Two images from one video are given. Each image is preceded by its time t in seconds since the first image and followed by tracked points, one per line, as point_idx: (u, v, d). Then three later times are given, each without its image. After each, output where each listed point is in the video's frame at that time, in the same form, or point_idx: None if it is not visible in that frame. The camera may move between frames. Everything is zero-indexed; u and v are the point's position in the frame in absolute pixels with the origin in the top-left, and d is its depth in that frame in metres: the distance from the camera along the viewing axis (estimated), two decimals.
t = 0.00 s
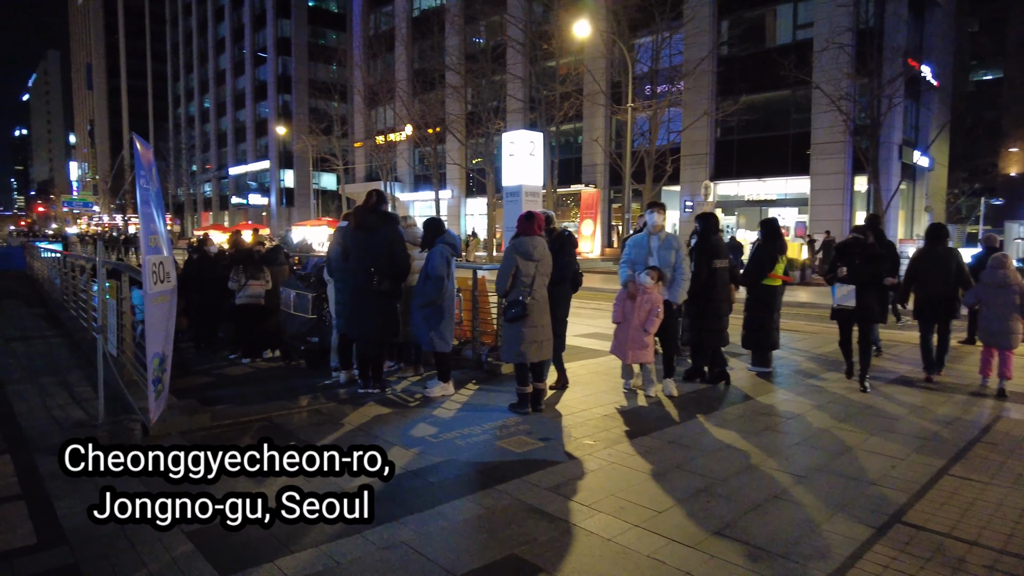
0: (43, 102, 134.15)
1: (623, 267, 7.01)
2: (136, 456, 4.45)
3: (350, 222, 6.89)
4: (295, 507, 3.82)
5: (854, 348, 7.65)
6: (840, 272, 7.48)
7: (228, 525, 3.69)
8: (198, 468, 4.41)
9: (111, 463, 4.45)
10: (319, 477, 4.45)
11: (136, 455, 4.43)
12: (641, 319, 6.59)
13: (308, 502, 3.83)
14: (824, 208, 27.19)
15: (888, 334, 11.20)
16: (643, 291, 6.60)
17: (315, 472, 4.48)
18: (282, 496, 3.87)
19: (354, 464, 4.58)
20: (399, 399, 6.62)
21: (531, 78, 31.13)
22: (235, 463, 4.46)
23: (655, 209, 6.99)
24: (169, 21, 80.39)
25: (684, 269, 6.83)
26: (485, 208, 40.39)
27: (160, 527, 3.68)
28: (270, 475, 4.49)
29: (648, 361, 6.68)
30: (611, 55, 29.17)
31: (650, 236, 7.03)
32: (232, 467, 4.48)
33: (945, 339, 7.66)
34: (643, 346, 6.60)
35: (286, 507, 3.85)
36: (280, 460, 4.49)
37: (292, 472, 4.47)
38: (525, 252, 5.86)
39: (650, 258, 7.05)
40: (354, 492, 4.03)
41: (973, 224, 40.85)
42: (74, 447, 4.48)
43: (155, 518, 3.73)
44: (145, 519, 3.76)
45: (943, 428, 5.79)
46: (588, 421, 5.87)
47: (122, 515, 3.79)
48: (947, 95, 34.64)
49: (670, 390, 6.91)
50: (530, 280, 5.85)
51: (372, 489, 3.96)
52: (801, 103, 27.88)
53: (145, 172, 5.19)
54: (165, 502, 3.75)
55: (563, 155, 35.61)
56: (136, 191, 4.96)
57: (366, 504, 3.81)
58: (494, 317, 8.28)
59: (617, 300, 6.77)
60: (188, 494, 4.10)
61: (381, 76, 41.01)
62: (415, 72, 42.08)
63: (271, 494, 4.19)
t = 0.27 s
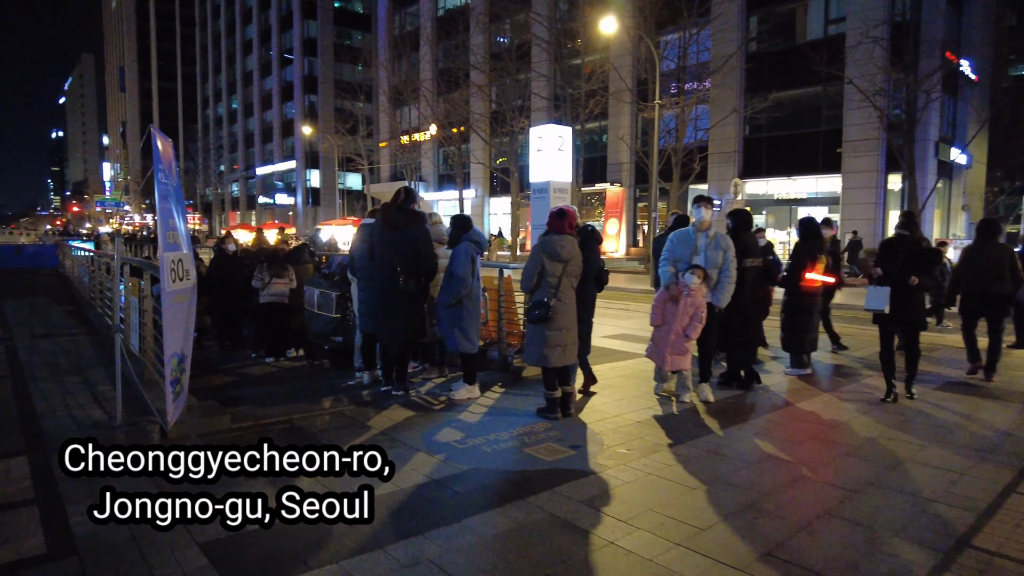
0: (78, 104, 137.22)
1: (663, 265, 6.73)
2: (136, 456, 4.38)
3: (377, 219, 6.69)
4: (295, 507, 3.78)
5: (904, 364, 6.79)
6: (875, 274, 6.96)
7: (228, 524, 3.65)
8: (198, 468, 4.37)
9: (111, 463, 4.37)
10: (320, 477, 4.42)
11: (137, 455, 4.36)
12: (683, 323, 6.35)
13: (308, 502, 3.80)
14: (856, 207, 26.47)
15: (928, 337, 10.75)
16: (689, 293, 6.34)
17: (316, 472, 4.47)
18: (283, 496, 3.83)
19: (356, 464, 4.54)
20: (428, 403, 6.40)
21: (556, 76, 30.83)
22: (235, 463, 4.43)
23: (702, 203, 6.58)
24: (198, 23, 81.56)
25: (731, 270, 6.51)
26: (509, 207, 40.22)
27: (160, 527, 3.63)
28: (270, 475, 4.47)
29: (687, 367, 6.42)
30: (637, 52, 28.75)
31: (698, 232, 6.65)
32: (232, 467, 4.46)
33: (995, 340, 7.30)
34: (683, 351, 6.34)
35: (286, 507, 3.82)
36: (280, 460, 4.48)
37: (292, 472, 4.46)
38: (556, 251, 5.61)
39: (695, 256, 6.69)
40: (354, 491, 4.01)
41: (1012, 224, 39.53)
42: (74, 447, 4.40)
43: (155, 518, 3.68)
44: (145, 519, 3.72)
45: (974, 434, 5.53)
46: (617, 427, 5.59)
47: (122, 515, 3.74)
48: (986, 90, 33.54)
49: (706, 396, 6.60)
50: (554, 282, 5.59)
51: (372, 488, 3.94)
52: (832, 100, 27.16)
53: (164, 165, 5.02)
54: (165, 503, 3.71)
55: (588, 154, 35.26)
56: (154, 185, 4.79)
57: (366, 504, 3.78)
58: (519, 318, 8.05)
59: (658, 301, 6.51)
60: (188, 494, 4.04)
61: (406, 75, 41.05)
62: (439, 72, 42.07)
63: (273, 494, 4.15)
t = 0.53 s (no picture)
0: (106, 104, 139.35)
1: (691, 269, 6.43)
2: (136, 455, 4.41)
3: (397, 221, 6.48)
4: (295, 507, 3.82)
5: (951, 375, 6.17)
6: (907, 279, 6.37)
7: (228, 524, 3.70)
8: (198, 468, 4.39)
9: (111, 463, 4.41)
10: (319, 477, 4.48)
11: (137, 455, 4.39)
12: (717, 330, 6.07)
13: (308, 502, 3.84)
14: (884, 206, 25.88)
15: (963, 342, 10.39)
16: (719, 297, 6.06)
17: (316, 472, 4.53)
18: (283, 496, 3.86)
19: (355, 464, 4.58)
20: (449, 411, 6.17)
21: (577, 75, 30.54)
22: (235, 463, 4.48)
23: (732, 204, 6.31)
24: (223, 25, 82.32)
25: (762, 276, 6.21)
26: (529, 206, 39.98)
27: (160, 527, 3.68)
28: (270, 475, 4.51)
29: (719, 375, 6.15)
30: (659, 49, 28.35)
31: (729, 235, 6.36)
32: (232, 467, 4.50)
33: None
34: (717, 359, 6.06)
35: (286, 506, 3.85)
36: (279, 460, 4.51)
37: (292, 472, 4.51)
38: (583, 254, 5.36)
39: (725, 259, 6.38)
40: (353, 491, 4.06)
41: None
42: (74, 447, 4.46)
43: (156, 518, 3.73)
44: (145, 518, 3.76)
45: (985, 441, 5.44)
46: (643, 439, 5.35)
47: (123, 514, 3.79)
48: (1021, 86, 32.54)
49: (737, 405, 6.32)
50: (583, 286, 5.36)
51: (372, 488, 3.99)
52: (860, 97, 26.53)
53: (177, 165, 4.88)
54: (165, 502, 3.75)
55: (608, 153, 34.92)
56: (167, 186, 4.64)
57: (366, 504, 3.83)
58: (543, 322, 7.77)
59: (687, 306, 6.23)
60: (187, 494, 4.09)
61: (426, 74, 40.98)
62: (460, 71, 41.91)
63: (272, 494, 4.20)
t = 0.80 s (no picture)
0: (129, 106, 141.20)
1: (703, 271, 6.14)
2: (136, 455, 4.32)
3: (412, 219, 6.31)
4: (295, 508, 3.77)
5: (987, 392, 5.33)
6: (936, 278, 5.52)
7: (228, 525, 3.65)
8: (198, 468, 4.25)
9: (110, 463, 4.32)
10: (319, 478, 4.47)
11: (137, 455, 4.30)
12: (739, 330, 5.81)
13: (308, 503, 3.78)
14: (910, 204, 25.24)
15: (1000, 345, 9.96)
16: (734, 297, 5.79)
17: (316, 473, 4.52)
18: (282, 496, 3.82)
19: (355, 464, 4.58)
20: (464, 415, 5.96)
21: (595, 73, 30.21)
22: (235, 463, 4.39)
23: (740, 201, 5.93)
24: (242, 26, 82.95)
25: (778, 273, 5.90)
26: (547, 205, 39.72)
27: (160, 527, 3.63)
28: (270, 475, 4.48)
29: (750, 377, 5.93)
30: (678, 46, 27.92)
31: (738, 234, 6.01)
32: (232, 467, 4.39)
33: None
34: (744, 361, 5.80)
35: (286, 507, 3.80)
36: (280, 460, 4.48)
37: (292, 472, 4.48)
38: (607, 252, 5.13)
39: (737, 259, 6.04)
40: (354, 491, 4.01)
41: None
42: (74, 447, 4.39)
43: (155, 519, 3.68)
44: (145, 518, 3.71)
45: (1011, 447, 5.23)
46: (669, 449, 5.09)
47: (122, 515, 3.73)
48: None
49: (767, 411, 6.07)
50: (609, 285, 5.13)
51: (373, 487, 3.93)
52: (885, 93, 25.91)
53: (185, 163, 4.70)
54: (165, 503, 3.70)
55: (627, 151, 34.55)
56: (175, 184, 4.47)
57: (366, 504, 3.77)
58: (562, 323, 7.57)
59: (705, 310, 5.94)
60: (189, 493, 4.04)
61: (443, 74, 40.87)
62: (477, 70, 41.73)
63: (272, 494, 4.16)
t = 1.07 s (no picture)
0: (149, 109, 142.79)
1: (707, 275, 5.82)
2: (136, 455, 4.19)
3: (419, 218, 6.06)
4: (296, 507, 3.74)
5: None
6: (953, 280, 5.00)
7: (229, 525, 3.62)
8: (198, 468, 4.12)
9: (112, 463, 4.26)
10: (319, 477, 4.31)
11: (137, 456, 4.17)
12: (743, 335, 5.44)
13: (308, 503, 3.75)
14: (935, 203, 24.57)
15: None
16: (732, 302, 5.45)
17: (316, 473, 4.34)
18: (283, 496, 3.77)
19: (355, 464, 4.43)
20: (475, 423, 5.71)
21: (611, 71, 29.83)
22: (235, 463, 4.24)
23: (738, 199, 5.71)
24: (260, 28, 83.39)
25: (788, 265, 5.59)
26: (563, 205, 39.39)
27: (160, 527, 3.59)
28: (270, 475, 4.33)
29: (763, 387, 5.50)
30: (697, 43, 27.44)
31: (740, 233, 5.77)
32: (232, 467, 4.26)
33: None
34: (753, 368, 5.43)
35: (288, 506, 3.77)
36: (280, 460, 4.32)
37: (292, 472, 4.33)
38: (625, 252, 4.82)
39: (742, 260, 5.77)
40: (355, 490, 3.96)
41: None
42: (74, 446, 4.24)
43: (155, 519, 3.63)
44: (145, 518, 3.67)
45: None
46: (691, 461, 4.80)
47: (123, 515, 3.69)
48: None
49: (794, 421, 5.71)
50: (630, 287, 4.84)
51: (373, 488, 3.89)
52: (910, 89, 25.15)
53: (183, 159, 4.48)
54: (165, 502, 3.64)
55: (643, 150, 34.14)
56: (171, 179, 4.22)
57: (367, 504, 3.74)
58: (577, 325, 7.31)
59: (707, 317, 5.59)
60: (189, 493, 3.96)
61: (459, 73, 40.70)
62: (492, 69, 41.49)
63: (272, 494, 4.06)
